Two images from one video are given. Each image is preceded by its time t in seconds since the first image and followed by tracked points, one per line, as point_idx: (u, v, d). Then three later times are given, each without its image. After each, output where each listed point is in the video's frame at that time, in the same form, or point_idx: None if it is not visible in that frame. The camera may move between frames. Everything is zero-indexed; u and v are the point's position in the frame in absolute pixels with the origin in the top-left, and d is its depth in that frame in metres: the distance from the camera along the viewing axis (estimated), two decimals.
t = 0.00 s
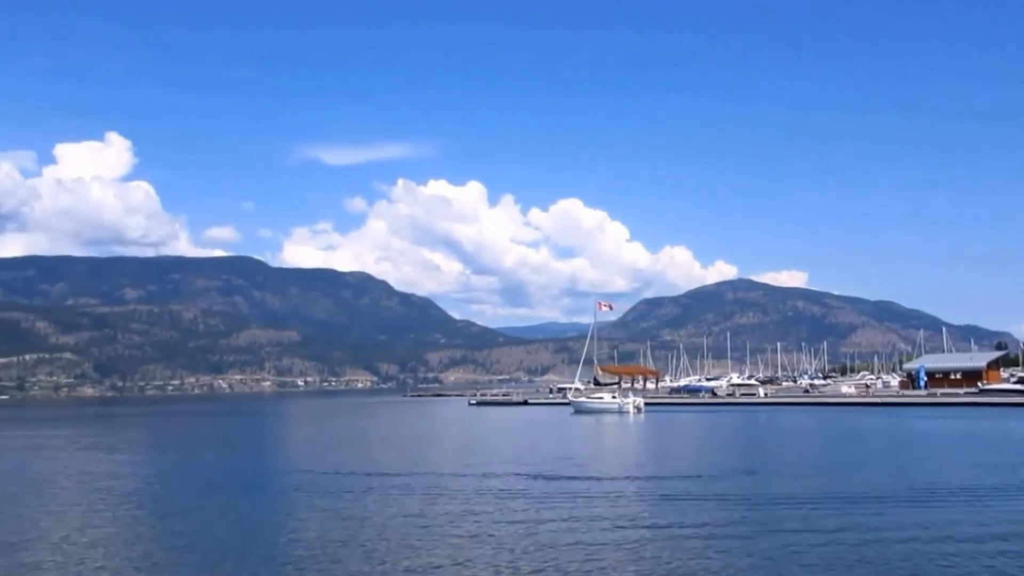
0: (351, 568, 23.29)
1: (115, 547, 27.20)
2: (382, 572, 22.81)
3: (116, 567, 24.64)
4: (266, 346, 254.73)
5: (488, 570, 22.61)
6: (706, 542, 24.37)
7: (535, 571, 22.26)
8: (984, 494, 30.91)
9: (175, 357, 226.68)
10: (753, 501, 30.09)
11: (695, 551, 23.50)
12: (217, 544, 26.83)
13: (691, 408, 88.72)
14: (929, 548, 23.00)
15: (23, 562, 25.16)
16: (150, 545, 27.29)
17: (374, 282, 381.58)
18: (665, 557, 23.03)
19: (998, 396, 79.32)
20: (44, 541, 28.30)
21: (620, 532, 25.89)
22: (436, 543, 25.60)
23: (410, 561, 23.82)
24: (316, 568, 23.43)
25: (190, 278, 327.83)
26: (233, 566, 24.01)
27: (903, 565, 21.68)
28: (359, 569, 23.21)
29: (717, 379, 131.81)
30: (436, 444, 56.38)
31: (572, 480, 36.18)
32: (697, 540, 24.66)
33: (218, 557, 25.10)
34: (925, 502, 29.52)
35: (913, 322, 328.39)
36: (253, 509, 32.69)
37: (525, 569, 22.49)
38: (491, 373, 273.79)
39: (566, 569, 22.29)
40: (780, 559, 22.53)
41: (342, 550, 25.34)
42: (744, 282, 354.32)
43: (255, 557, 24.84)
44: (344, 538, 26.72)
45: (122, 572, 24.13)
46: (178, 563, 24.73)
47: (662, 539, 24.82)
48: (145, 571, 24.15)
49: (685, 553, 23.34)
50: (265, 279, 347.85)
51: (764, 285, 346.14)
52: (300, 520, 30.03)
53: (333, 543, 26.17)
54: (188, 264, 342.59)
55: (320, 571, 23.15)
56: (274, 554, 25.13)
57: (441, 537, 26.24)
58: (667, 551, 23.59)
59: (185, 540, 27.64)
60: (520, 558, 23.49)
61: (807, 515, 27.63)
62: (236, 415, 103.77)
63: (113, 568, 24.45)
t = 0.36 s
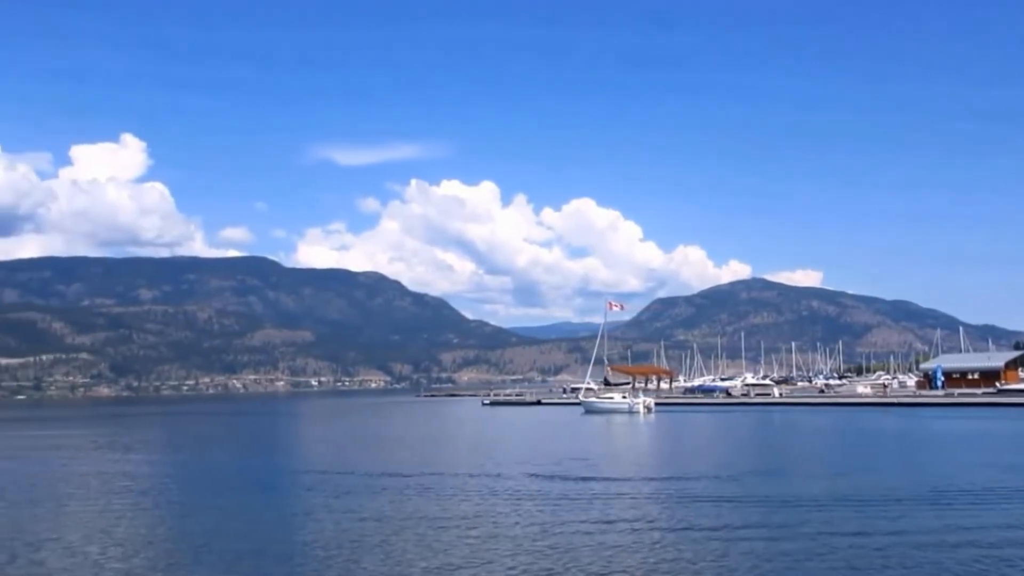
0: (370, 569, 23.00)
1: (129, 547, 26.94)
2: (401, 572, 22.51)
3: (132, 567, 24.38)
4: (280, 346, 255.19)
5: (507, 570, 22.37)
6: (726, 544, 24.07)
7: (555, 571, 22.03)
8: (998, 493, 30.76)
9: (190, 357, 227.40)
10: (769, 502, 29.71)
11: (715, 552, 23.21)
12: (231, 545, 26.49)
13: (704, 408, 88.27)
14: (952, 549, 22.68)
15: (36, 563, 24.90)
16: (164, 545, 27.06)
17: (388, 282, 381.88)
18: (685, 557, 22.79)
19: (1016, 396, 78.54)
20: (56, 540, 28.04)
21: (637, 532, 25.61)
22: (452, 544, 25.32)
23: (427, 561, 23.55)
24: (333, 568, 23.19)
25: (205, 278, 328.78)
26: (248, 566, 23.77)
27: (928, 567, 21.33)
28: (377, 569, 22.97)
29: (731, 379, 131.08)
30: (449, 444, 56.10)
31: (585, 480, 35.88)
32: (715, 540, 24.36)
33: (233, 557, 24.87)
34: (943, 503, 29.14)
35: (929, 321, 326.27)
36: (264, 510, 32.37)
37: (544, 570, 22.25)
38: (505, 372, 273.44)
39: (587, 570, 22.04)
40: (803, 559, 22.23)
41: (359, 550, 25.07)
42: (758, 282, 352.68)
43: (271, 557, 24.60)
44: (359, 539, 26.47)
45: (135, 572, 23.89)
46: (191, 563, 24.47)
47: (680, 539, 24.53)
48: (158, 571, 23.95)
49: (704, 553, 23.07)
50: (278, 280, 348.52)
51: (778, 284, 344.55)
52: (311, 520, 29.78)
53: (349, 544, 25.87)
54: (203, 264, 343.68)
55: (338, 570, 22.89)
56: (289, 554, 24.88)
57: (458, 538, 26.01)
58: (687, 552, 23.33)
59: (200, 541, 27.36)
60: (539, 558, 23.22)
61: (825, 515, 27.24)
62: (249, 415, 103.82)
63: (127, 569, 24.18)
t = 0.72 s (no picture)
0: (389, 568, 23.29)
1: (146, 547, 27.22)
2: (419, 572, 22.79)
3: (151, 567, 24.64)
4: (292, 346, 256.05)
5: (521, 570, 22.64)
6: (736, 544, 24.24)
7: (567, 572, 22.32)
8: (1009, 494, 30.90)
9: (203, 357, 228.71)
10: (781, 502, 29.83)
11: (728, 553, 23.39)
12: (249, 545, 26.77)
13: (715, 408, 88.48)
14: (958, 549, 22.95)
15: (53, 562, 25.19)
16: (175, 544, 27.35)
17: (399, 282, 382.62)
18: (699, 558, 23.00)
19: None
20: (73, 540, 28.34)
21: (648, 534, 25.79)
22: (465, 544, 25.52)
23: (439, 561, 23.77)
24: (348, 568, 23.44)
25: (217, 278, 330.13)
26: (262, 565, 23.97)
27: (933, 567, 21.58)
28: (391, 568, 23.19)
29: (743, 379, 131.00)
30: (463, 444, 56.30)
31: (596, 481, 36.10)
32: (727, 541, 24.49)
33: (248, 557, 25.10)
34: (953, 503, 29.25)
35: (943, 321, 325.05)
36: (277, 510, 32.68)
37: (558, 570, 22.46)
38: (517, 373, 273.68)
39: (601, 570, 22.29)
40: (812, 560, 22.49)
41: (372, 550, 25.27)
42: (771, 281, 351.81)
43: (283, 557, 24.80)
44: (372, 538, 26.66)
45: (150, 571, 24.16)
46: (208, 563, 24.73)
47: (692, 541, 24.71)
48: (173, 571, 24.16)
49: (721, 555, 23.20)
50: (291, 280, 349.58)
51: (791, 284, 343.63)
52: (322, 519, 29.98)
53: (360, 543, 26.06)
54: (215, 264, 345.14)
55: (356, 571, 23.17)
56: (304, 555, 25.13)
57: (474, 537, 26.30)
58: (702, 553, 23.50)
59: (218, 541, 27.68)
60: (551, 559, 23.48)
61: (833, 516, 27.38)
62: (262, 415, 104.41)
63: (147, 569, 24.47)
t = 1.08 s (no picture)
0: (400, 569, 23.45)
1: (158, 547, 27.36)
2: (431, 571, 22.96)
3: (165, 567, 24.77)
4: (302, 346, 256.59)
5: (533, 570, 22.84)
6: (747, 545, 24.39)
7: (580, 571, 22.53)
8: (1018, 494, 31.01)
9: (213, 357, 229.48)
10: (790, 504, 29.92)
11: (739, 553, 23.58)
12: (260, 544, 26.91)
13: (723, 408, 88.53)
14: (966, 550, 23.15)
15: (64, 562, 25.32)
16: (188, 543, 27.58)
17: (409, 282, 383.05)
18: (708, 559, 23.18)
19: None
20: (84, 540, 28.44)
21: (661, 534, 25.94)
22: (478, 545, 25.70)
23: (453, 561, 23.97)
24: (362, 567, 23.62)
25: (227, 278, 331.08)
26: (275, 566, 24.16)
27: (942, 567, 21.74)
28: (405, 568, 23.37)
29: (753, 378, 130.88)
30: (474, 444, 56.40)
31: (608, 481, 36.22)
32: (738, 542, 24.65)
33: (261, 557, 25.31)
34: (963, 504, 29.37)
35: (954, 321, 324.00)
36: (286, 509, 32.84)
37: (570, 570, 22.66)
38: (526, 372, 273.72)
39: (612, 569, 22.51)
40: (822, 560, 22.66)
41: (385, 550, 25.44)
42: (781, 281, 350.96)
43: (295, 557, 24.98)
44: (385, 538, 26.85)
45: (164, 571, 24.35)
46: (223, 563, 24.93)
47: (702, 541, 24.90)
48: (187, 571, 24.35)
49: (731, 555, 23.40)
50: (300, 280, 350.28)
51: (802, 284, 342.80)
52: (335, 519, 30.21)
53: (373, 544, 26.26)
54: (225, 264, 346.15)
55: (369, 571, 23.31)
56: (315, 554, 25.29)
57: (483, 537, 26.47)
58: (713, 553, 23.67)
59: (230, 540, 27.82)
60: (562, 559, 23.69)
61: (843, 517, 27.50)
62: (272, 415, 104.69)
63: (160, 569, 24.59)
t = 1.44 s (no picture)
0: (412, 568, 23.49)
1: (167, 548, 27.48)
2: (441, 572, 23.04)
3: (175, 567, 24.88)
4: (308, 345, 256.89)
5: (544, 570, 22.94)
6: (757, 546, 24.47)
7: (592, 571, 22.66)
8: None
9: (220, 357, 229.93)
10: (798, 505, 29.97)
11: (749, 553, 23.72)
12: (268, 546, 26.97)
13: (729, 408, 88.67)
14: (975, 551, 23.23)
15: (76, 563, 25.45)
16: (199, 544, 27.70)
17: (415, 283, 383.45)
18: (719, 559, 23.30)
19: None
20: (92, 541, 28.50)
21: (671, 535, 26.02)
22: (487, 544, 25.81)
23: (464, 562, 24.05)
24: (373, 567, 23.72)
25: (234, 278, 331.89)
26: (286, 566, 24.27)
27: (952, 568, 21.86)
28: (415, 568, 23.48)
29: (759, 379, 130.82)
30: (481, 445, 56.47)
31: (614, 481, 36.33)
32: (749, 544, 24.72)
33: (271, 557, 25.41)
34: (972, 505, 29.47)
35: (962, 321, 323.21)
36: (292, 509, 32.91)
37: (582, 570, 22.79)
38: (532, 372, 273.70)
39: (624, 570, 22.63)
40: (832, 561, 22.77)
41: (394, 551, 25.52)
42: (787, 281, 350.34)
43: (306, 557, 25.09)
44: (394, 539, 26.93)
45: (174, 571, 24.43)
46: (234, 563, 25.05)
47: (713, 541, 25.02)
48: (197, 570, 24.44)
49: (740, 556, 23.53)
50: (307, 280, 350.82)
51: (808, 284, 342.20)
52: (344, 520, 30.31)
53: (383, 544, 26.36)
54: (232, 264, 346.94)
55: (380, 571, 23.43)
56: (325, 555, 25.38)
57: (493, 537, 26.55)
58: (723, 554, 23.77)
59: (238, 541, 27.81)
60: (574, 559, 23.80)
61: (852, 517, 27.56)
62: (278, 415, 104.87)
63: (170, 568, 24.69)
